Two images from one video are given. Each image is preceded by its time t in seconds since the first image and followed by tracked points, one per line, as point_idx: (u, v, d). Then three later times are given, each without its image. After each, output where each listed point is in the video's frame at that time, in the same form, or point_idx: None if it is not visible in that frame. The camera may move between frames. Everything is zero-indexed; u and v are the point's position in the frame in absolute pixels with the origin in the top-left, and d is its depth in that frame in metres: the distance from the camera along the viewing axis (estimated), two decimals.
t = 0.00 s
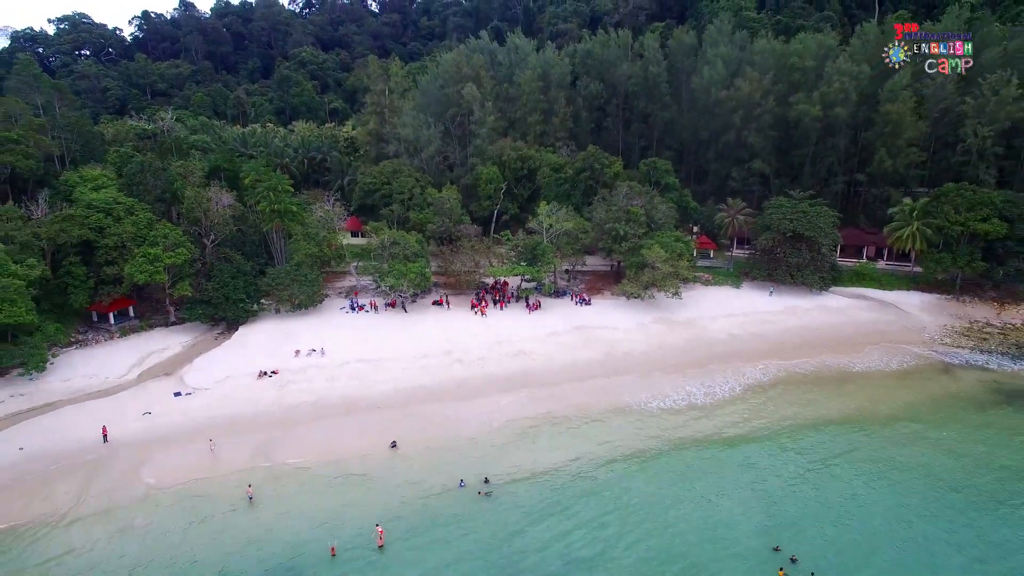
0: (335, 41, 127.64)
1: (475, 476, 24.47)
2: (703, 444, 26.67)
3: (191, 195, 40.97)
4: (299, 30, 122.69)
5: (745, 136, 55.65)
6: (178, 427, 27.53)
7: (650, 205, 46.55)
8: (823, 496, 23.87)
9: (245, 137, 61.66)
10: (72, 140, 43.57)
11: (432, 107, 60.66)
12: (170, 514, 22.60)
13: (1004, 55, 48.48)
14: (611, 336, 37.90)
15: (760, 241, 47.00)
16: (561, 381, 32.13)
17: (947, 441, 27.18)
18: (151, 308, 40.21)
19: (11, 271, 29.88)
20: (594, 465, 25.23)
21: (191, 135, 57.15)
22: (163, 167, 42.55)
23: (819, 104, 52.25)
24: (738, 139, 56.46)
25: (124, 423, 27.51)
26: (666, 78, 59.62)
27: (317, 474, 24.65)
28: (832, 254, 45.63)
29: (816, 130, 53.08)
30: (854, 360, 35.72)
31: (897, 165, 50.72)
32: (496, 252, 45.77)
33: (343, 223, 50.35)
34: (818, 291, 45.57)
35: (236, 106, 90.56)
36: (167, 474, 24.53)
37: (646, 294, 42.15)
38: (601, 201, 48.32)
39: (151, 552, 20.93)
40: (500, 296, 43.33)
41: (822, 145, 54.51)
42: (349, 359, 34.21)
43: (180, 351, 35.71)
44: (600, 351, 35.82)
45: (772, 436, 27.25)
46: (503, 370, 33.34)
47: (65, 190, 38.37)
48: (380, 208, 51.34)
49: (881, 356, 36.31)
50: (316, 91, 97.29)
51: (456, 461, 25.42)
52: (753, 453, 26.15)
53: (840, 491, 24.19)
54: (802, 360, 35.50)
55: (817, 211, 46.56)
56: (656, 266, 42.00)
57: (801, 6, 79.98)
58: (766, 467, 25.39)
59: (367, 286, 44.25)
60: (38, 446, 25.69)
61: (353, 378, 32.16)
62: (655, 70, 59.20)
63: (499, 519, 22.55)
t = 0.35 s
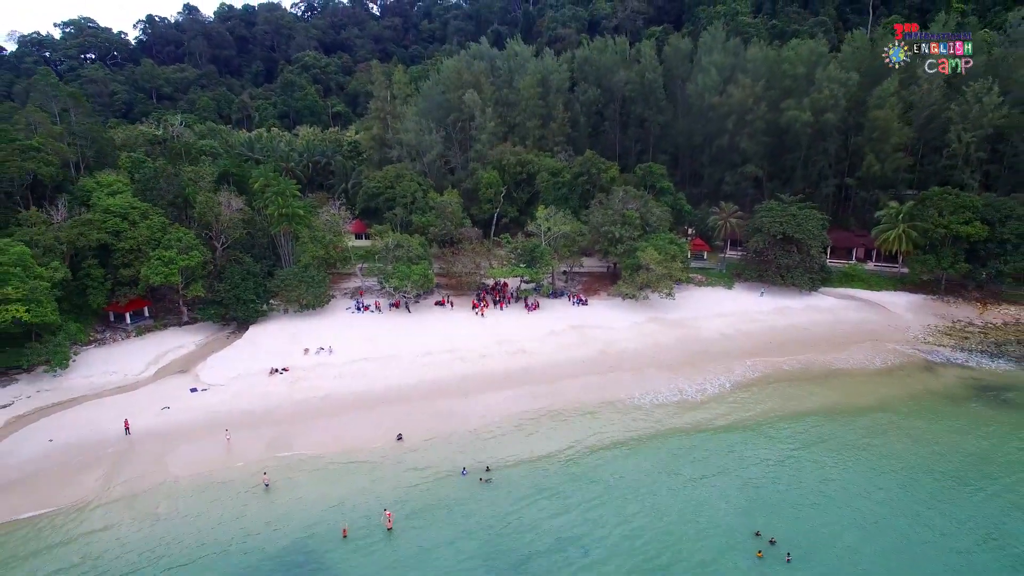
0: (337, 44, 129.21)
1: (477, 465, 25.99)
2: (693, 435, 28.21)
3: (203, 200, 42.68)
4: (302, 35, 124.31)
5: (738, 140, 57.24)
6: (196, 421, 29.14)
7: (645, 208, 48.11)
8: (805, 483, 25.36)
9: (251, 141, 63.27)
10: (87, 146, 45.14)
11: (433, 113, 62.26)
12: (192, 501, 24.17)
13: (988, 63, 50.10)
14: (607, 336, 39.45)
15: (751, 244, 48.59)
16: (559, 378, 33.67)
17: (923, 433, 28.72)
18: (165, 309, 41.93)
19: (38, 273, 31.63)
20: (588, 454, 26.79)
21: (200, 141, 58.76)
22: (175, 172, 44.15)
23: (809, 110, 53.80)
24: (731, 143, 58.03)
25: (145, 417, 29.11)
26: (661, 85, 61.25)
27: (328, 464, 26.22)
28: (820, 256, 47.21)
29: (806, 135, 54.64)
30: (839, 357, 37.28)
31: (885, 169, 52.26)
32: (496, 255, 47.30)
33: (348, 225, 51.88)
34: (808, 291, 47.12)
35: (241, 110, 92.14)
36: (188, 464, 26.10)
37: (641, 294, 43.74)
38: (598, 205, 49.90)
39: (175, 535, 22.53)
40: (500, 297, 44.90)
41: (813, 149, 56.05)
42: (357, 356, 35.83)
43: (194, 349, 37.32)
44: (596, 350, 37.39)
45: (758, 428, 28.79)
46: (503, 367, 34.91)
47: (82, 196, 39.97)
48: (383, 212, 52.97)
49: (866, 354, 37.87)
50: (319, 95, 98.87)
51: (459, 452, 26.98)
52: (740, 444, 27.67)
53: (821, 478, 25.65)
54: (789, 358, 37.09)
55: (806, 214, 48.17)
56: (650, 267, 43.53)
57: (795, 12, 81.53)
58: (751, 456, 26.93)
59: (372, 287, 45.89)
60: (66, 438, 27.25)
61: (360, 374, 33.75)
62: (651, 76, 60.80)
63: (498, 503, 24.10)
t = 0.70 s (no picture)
0: (339, 48, 130.83)
1: (478, 455, 27.70)
2: (682, 427, 29.95)
3: (215, 206, 44.55)
4: (304, 38, 125.98)
5: (731, 145, 58.92)
6: (213, 415, 30.87)
7: (640, 212, 49.79)
8: (786, 469, 27.05)
9: (257, 146, 64.96)
10: (101, 153, 46.83)
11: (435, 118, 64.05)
12: (215, 489, 25.94)
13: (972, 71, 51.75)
14: (602, 335, 41.15)
15: (743, 246, 50.34)
16: (556, 375, 35.41)
17: (899, 425, 30.43)
18: (179, 309, 43.82)
19: (63, 275, 33.42)
20: (583, 445, 28.49)
21: (208, 145, 60.47)
22: (188, 178, 45.91)
23: (800, 116, 55.46)
24: (725, 147, 59.68)
25: (164, 412, 30.84)
26: (657, 90, 62.88)
27: (338, 454, 27.96)
28: (809, 258, 48.91)
29: (797, 140, 56.29)
30: (824, 355, 39.00)
31: (873, 173, 53.92)
32: (496, 257, 49.02)
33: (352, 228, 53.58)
34: (797, 292, 48.81)
35: (245, 114, 93.82)
36: (208, 455, 27.82)
37: (635, 295, 45.43)
38: (594, 208, 51.60)
39: (197, 519, 24.27)
40: (500, 297, 46.62)
41: (804, 153, 57.70)
42: (364, 354, 37.57)
43: (207, 348, 39.07)
44: (592, 348, 39.12)
45: (743, 421, 30.51)
46: (503, 364, 36.67)
47: (100, 201, 41.72)
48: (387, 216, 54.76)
49: (850, 352, 39.59)
50: (322, 99, 100.55)
51: (461, 443, 28.69)
52: (726, 435, 29.38)
53: (801, 465, 27.34)
54: (776, 355, 38.81)
55: (795, 217, 49.89)
56: (644, 269, 45.17)
57: (789, 17, 83.20)
58: (736, 446, 28.63)
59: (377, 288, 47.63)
60: (93, 431, 28.99)
61: (367, 371, 35.47)
62: (647, 82, 62.42)
63: (497, 489, 25.79)
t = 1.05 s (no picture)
0: (341, 51, 132.40)
1: (478, 447, 29.30)
2: (672, 420, 31.56)
3: (224, 210, 46.25)
4: (307, 42, 127.55)
5: (724, 149, 60.49)
6: (226, 409, 32.50)
7: (635, 215, 51.36)
8: (770, 459, 28.62)
9: (262, 150, 66.64)
10: (114, 158, 48.45)
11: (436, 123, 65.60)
12: (231, 478, 27.54)
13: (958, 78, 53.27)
14: (598, 334, 42.75)
15: (735, 248, 51.94)
16: (554, 372, 37.00)
17: (879, 419, 31.99)
18: (191, 309, 45.40)
19: (83, 277, 35.09)
20: (577, 437, 30.07)
21: (216, 150, 62.11)
22: (198, 183, 47.54)
23: (791, 121, 56.97)
24: (718, 152, 61.25)
25: (180, 407, 32.45)
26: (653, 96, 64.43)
27: (346, 446, 29.56)
28: (799, 259, 50.48)
29: (788, 145, 57.83)
30: (810, 354, 40.59)
31: (861, 177, 55.45)
32: (496, 259, 50.63)
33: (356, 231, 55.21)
34: (787, 292, 50.38)
35: (250, 117, 95.46)
36: (222, 447, 29.44)
37: (630, 295, 47.02)
38: (591, 211, 53.21)
39: (215, 505, 25.87)
40: (500, 298, 48.24)
41: (795, 157, 59.24)
42: (369, 353, 39.18)
43: (218, 346, 40.70)
44: (588, 346, 40.71)
45: (730, 415, 32.09)
46: (503, 362, 38.27)
47: (115, 205, 43.36)
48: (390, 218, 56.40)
49: (836, 350, 41.18)
50: (325, 102, 102.16)
51: (462, 436, 30.27)
52: (713, 428, 30.96)
53: (784, 456, 28.88)
54: (765, 354, 40.39)
55: (785, 220, 51.51)
56: (638, 270, 46.76)
57: (785, 22, 84.73)
58: (723, 438, 30.21)
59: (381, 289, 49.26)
60: (113, 425, 30.61)
61: (372, 369, 37.06)
62: (643, 88, 63.94)
63: (495, 478, 27.35)
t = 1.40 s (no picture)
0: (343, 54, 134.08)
1: (479, 439, 31.04)
2: (662, 414, 33.30)
3: (235, 214, 48.11)
4: (310, 46, 129.22)
5: (717, 153, 62.19)
6: (240, 404, 34.28)
7: (631, 217, 53.04)
8: (754, 450, 30.34)
9: (268, 154, 68.37)
10: (126, 163, 50.22)
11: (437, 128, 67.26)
12: (247, 468, 29.30)
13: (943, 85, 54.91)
14: (594, 333, 44.50)
15: (727, 250, 53.77)
16: (551, 369, 38.72)
17: (860, 414, 33.67)
18: (203, 309, 47.11)
19: (103, 279, 36.98)
20: (573, 430, 31.80)
21: (223, 154, 63.90)
22: (209, 187, 49.33)
23: (782, 126, 58.64)
24: (712, 156, 62.94)
25: (196, 402, 34.22)
26: (649, 101, 66.11)
27: (354, 438, 31.30)
28: (789, 260, 52.21)
29: (779, 149, 59.51)
30: (797, 352, 42.33)
31: (850, 181, 57.10)
32: (496, 261, 52.39)
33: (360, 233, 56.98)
34: (777, 293, 52.10)
35: (254, 121, 97.21)
36: (237, 439, 31.22)
37: (624, 295, 48.81)
38: (588, 214, 54.92)
39: (232, 492, 27.62)
40: (500, 298, 50.01)
41: (787, 161, 60.91)
42: (375, 351, 40.92)
43: (230, 345, 42.46)
44: (584, 345, 42.44)
45: (718, 409, 33.81)
46: (503, 360, 39.99)
47: (129, 210, 45.19)
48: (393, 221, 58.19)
49: (822, 349, 42.93)
50: (328, 106, 103.91)
51: (464, 429, 31.98)
52: (701, 421, 32.68)
53: (767, 446, 30.61)
54: (753, 352, 42.13)
55: (775, 223, 53.30)
56: (632, 271, 48.48)
57: (780, 27, 86.33)
58: (710, 430, 31.93)
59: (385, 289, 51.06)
60: (134, 418, 32.39)
61: (377, 366, 38.78)
62: (639, 93, 65.62)
63: (495, 467, 29.06)
